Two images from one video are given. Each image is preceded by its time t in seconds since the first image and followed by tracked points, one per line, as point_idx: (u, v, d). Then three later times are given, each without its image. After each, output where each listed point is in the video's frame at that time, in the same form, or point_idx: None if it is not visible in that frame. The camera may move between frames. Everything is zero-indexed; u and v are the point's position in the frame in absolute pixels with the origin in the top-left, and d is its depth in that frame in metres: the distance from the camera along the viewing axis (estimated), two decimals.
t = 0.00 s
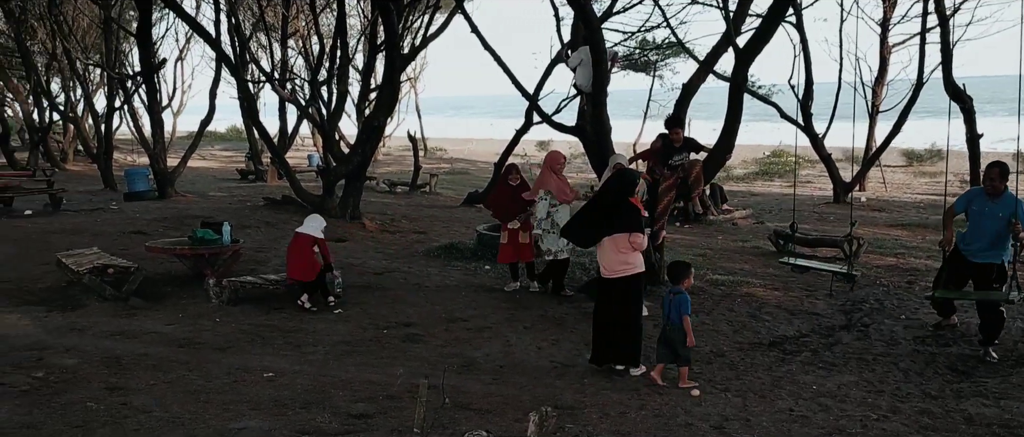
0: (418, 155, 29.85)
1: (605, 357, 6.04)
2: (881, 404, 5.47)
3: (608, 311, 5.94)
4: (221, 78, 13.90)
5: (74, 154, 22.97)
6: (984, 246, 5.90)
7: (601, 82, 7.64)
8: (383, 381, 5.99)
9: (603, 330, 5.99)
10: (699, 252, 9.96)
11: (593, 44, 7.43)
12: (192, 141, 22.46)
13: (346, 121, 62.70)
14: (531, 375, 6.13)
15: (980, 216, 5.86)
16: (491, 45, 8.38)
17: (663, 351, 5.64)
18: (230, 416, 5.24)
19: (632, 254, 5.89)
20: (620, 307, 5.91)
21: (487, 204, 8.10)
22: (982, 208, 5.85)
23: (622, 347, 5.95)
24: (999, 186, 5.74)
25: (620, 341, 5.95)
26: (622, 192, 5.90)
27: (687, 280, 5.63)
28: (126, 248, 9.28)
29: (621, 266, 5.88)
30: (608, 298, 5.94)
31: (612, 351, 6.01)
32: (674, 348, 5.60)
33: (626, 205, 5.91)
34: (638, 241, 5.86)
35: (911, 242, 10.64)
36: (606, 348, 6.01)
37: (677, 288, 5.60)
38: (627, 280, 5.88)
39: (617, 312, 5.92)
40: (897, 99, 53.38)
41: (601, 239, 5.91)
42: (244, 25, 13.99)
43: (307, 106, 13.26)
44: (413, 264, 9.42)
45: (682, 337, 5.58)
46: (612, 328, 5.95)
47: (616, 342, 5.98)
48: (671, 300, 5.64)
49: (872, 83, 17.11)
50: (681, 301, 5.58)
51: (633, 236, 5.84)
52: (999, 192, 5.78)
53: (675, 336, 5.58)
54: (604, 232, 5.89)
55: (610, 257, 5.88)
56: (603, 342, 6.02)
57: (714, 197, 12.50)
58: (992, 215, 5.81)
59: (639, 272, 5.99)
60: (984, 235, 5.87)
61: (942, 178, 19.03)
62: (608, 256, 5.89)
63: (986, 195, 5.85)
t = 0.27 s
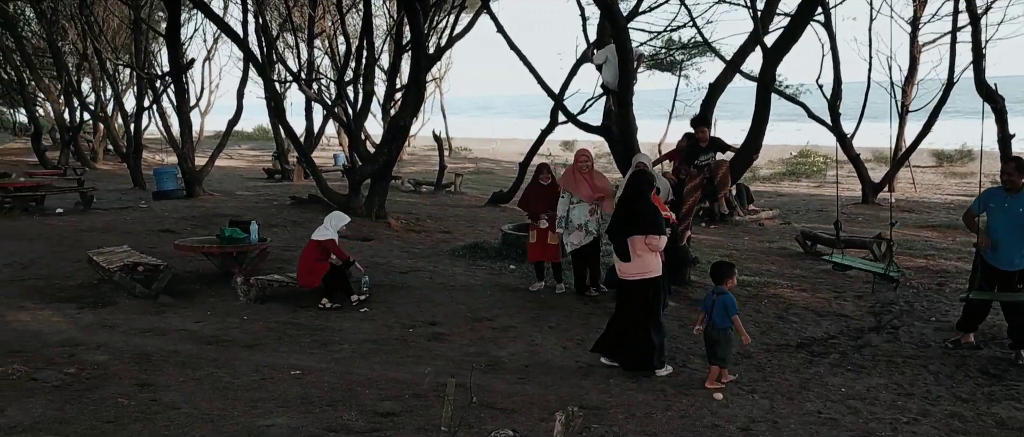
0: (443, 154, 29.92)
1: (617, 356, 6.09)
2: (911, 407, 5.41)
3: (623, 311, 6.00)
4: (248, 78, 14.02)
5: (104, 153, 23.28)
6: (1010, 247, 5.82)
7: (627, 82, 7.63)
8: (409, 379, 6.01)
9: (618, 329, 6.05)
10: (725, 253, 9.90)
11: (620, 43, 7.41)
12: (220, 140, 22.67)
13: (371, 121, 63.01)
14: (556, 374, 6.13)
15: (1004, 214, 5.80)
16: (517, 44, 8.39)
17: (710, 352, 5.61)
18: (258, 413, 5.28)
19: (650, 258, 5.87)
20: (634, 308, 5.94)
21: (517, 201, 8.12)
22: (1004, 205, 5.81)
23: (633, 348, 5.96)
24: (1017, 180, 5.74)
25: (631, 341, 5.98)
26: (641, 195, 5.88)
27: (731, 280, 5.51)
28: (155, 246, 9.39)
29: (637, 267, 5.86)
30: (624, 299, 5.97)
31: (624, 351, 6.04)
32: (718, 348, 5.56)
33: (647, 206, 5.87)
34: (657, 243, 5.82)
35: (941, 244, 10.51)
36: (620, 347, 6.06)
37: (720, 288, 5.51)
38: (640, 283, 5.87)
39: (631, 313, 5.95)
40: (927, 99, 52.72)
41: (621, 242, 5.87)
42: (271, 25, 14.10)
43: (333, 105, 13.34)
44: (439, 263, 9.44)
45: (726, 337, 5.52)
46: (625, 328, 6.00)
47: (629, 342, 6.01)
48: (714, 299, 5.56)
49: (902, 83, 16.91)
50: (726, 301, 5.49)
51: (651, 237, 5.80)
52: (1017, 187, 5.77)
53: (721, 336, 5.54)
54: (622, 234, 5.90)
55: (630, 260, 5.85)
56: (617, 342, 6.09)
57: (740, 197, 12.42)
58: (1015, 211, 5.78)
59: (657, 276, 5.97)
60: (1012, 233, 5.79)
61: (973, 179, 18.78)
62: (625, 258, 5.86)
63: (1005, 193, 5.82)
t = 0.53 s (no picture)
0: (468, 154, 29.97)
1: (621, 354, 6.05)
2: (942, 411, 5.34)
3: (630, 310, 5.97)
4: (276, 78, 14.13)
5: (134, 151, 23.57)
6: None
7: (654, 82, 7.60)
8: (435, 378, 6.03)
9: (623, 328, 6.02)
10: (752, 254, 9.83)
11: (648, 43, 7.39)
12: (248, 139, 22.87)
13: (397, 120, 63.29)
14: (582, 374, 6.12)
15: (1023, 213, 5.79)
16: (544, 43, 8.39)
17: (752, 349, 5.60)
18: (287, 409, 5.32)
19: (661, 256, 5.89)
20: (642, 307, 5.92)
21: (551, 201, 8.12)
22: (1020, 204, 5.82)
23: (645, 346, 5.94)
24: None
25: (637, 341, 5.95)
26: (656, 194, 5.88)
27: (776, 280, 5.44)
28: (185, 243, 9.49)
29: (651, 267, 5.87)
30: (632, 298, 5.96)
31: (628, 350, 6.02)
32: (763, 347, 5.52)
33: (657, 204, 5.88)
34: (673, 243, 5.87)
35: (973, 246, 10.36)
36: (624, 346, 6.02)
37: (764, 287, 5.46)
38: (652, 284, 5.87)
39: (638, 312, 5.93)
40: (959, 99, 52.00)
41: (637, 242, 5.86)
42: (299, 25, 14.20)
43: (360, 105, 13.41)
44: (465, 262, 9.46)
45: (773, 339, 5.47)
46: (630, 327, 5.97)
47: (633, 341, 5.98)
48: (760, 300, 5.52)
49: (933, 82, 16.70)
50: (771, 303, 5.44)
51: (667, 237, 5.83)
52: None
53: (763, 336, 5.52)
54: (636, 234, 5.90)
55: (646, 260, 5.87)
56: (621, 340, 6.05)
57: (768, 198, 12.33)
58: None
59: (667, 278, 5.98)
60: None
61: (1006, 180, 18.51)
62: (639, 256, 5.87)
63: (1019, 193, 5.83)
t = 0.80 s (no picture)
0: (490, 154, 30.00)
1: (632, 353, 6.02)
2: (970, 416, 5.28)
3: (644, 308, 5.94)
4: (300, 77, 14.22)
5: (160, 150, 23.82)
6: None
7: (678, 82, 7.57)
8: (458, 377, 6.04)
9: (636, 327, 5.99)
10: (776, 255, 9.76)
11: (672, 43, 7.36)
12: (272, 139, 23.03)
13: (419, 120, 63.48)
14: (606, 375, 6.10)
15: None
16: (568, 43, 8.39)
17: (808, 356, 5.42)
18: (311, 407, 5.35)
19: (677, 256, 5.85)
20: (656, 306, 5.90)
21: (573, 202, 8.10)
22: None
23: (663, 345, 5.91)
24: None
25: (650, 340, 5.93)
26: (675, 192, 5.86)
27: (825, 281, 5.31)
28: (210, 242, 9.57)
29: (668, 266, 5.84)
30: (647, 297, 5.93)
31: (640, 349, 5.99)
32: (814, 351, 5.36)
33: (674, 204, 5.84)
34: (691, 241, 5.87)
35: (1002, 249, 10.23)
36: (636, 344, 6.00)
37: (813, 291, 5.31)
38: (670, 283, 5.84)
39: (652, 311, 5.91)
40: (987, 100, 51.34)
41: (656, 242, 5.82)
42: (323, 25, 14.29)
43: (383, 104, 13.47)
44: (487, 262, 9.47)
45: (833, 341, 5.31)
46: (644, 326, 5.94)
47: (646, 340, 5.96)
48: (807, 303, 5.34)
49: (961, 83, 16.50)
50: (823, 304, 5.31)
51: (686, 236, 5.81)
52: None
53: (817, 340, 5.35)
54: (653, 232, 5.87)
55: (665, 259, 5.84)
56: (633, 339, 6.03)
57: (792, 199, 12.25)
58: None
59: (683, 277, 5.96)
60: None
61: None
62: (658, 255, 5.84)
63: None
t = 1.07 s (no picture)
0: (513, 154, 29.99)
1: (652, 352, 6.01)
2: (1001, 420, 5.21)
3: (665, 308, 5.92)
4: (325, 77, 14.30)
5: (186, 149, 24.06)
6: None
7: (705, 82, 7.54)
8: (483, 377, 6.04)
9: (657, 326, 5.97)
10: (802, 257, 9.68)
11: (698, 43, 7.33)
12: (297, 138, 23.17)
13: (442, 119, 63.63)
14: (631, 375, 6.08)
15: None
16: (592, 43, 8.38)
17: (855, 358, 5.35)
18: (336, 405, 5.38)
19: (700, 256, 5.80)
20: (678, 306, 5.87)
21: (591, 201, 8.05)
22: None
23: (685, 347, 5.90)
24: None
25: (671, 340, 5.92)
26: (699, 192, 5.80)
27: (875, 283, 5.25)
28: (236, 239, 9.65)
29: (690, 267, 5.80)
30: (670, 297, 5.90)
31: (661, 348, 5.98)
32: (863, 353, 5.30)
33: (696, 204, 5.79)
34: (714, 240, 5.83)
35: None
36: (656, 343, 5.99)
37: (864, 291, 5.24)
38: (693, 284, 5.80)
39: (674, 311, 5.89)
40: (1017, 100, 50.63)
41: (679, 242, 5.76)
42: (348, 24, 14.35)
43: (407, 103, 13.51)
44: (511, 262, 9.47)
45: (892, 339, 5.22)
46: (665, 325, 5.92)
47: (667, 339, 5.94)
48: (857, 305, 5.22)
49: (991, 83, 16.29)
50: (872, 304, 5.25)
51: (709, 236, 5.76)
52: None
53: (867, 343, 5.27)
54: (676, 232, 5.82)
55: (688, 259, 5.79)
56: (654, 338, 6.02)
57: (818, 200, 12.15)
58: None
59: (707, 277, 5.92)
60: None
61: None
62: (681, 256, 5.78)
63: None
